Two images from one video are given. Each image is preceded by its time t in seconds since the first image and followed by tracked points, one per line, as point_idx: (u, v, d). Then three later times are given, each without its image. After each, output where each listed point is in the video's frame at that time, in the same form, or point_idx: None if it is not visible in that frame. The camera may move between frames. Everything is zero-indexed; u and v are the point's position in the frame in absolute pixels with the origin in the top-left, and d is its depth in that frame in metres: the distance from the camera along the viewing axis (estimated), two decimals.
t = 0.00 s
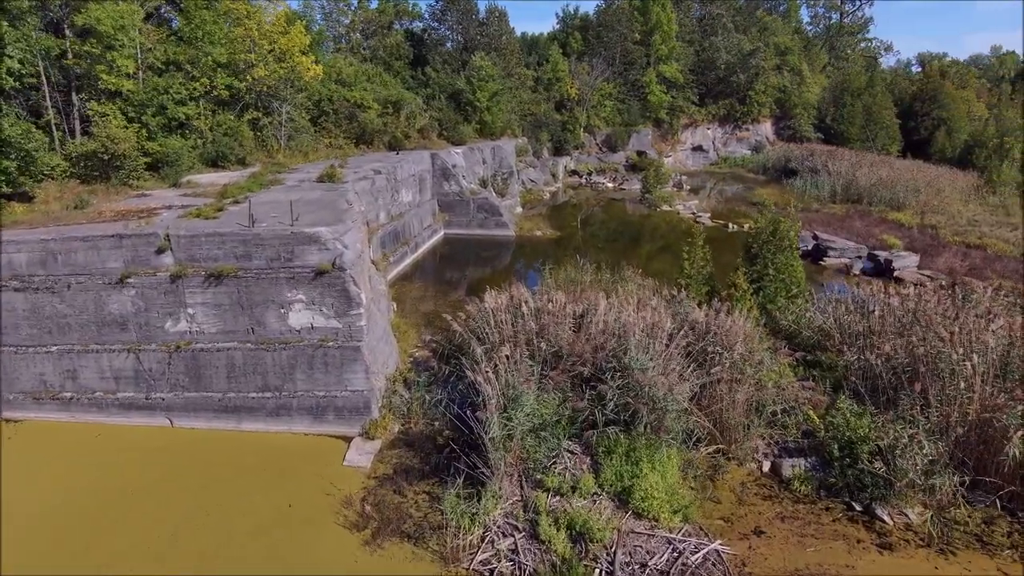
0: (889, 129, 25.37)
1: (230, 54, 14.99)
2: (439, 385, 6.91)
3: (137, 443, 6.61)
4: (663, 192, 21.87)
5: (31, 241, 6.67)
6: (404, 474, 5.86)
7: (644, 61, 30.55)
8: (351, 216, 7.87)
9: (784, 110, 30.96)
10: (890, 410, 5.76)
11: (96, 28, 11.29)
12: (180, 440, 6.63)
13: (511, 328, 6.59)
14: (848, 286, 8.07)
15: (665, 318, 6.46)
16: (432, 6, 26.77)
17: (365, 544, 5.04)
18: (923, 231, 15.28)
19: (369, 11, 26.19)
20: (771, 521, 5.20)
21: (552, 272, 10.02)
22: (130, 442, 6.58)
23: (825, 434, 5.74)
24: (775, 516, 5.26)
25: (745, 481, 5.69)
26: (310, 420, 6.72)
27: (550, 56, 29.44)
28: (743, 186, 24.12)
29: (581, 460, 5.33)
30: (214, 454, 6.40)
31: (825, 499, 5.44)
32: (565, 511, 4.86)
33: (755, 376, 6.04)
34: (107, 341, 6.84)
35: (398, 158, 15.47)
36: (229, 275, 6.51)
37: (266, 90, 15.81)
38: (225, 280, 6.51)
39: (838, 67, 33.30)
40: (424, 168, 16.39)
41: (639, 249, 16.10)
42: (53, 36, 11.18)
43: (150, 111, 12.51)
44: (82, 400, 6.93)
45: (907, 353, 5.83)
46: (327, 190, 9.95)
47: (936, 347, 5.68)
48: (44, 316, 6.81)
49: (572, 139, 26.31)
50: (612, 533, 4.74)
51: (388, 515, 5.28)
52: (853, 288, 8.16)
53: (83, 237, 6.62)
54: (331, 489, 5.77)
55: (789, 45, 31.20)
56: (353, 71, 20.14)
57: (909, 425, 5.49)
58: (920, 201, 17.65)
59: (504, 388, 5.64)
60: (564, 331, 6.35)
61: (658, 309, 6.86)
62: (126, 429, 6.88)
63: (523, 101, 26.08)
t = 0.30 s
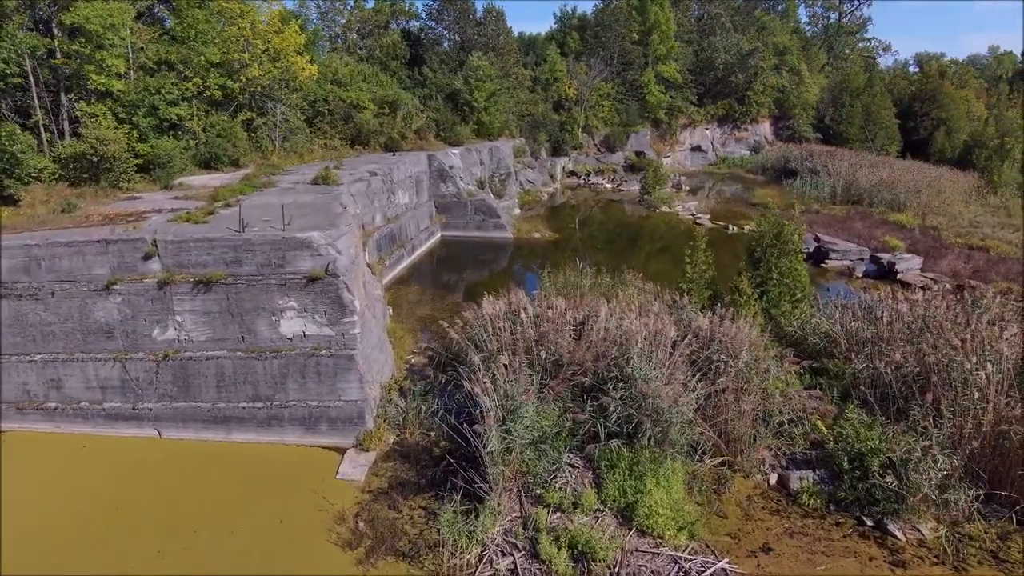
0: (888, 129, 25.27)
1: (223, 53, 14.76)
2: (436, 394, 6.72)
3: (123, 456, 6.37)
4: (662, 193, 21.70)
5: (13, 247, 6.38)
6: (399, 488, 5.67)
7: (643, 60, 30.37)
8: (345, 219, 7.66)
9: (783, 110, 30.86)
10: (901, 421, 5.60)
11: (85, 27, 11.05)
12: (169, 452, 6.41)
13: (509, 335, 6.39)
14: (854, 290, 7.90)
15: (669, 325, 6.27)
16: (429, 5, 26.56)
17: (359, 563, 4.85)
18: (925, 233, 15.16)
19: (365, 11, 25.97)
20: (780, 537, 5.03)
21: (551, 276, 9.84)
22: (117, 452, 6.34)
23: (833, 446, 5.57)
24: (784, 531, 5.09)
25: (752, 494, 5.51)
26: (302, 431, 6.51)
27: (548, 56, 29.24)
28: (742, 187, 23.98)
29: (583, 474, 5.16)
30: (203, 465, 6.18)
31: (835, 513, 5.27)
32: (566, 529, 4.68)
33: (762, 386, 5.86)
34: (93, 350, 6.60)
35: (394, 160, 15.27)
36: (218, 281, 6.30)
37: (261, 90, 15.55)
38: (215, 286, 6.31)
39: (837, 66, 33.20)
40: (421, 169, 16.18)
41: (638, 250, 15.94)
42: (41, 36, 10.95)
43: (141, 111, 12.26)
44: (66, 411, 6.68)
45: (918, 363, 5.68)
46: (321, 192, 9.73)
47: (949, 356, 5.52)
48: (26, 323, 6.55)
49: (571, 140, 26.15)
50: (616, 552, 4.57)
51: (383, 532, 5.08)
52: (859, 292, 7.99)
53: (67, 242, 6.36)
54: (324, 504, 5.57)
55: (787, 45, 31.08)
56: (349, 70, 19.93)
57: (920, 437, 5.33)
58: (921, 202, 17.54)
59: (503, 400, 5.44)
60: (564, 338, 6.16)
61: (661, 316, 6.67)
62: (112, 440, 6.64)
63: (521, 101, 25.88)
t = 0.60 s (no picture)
0: (889, 129, 25.15)
1: (217, 52, 14.57)
2: (433, 404, 6.53)
3: (110, 468, 6.16)
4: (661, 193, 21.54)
5: None
6: (395, 503, 5.48)
7: (642, 60, 30.21)
8: (340, 223, 7.45)
9: (783, 110, 30.73)
10: (914, 433, 5.42)
11: (74, 26, 10.84)
12: (159, 464, 6.20)
13: (509, 343, 6.22)
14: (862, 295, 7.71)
15: (673, 333, 6.09)
16: (427, 5, 26.38)
17: None
18: (928, 234, 15.01)
19: (363, 11, 25.78)
20: (789, 554, 4.85)
21: (551, 280, 9.66)
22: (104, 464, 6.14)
23: (843, 458, 5.40)
24: (793, 548, 4.91)
25: (759, 508, 5.34)
26: (295, 442, 6.32)
27: (546, 56, 29.06)
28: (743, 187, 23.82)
29: (585, 489, 4.98)
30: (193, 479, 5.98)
31: (846, 528, 5.09)
32: (569, 548, 4.50)
33: (769, 396, 5.68)
34: (80, 359, 6.39)
35: (392, 161, 15.09)
36: (208, 288, 6.10)
37: (256, 90, 15.34)
38: (205, 293, 6.11)
39: (837, 66, 33.10)
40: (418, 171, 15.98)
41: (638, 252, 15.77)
42: (30, 36, 10.78)
43: (133, 113, 12.06)
44: (52, 422, 6.46)
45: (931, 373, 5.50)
46: (317, 195, 9.54)
47: (963, 366, 5.35)
48: (11, 331, 6.33)
49: (570, 140, 26.00)
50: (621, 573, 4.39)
51: (377, 550, 4.89)
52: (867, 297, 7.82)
53: (53, 248, 6.15)
54: (317, 520, 5.38)
55: (787, 45, 30.94)
56: (346, 70, 19.75)
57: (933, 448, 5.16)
58: (923, 203, 17.39)
59: (503, 412, 5.25)
60: (565, 347, 5.97)
61: (665, 323, 6.49)
62: (99, 452, 6.43)
63: (520, 102, 25.68)
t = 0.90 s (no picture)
0: (891, 129, 25.00)
1: (213, 52, 14.37)
2: (431, 414, 6.36)
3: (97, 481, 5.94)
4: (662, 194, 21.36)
5: None
6: (392, 518, 5.30)
7: (642, 60, 30.04)
8: (336, 227, 7.25)
9: (784, 111, 30.58)
10: (930, 447, 5.24)
11: (65, 25, 10.65)
12: (148, 476, 6.00)
13: (509, 352, 6.04)
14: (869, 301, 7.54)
15: (678, 341, 5.91)
16: (426, 5, 26.18)
17: None
18: (932, 236, 14.86)
19: (361, 10, 25.56)
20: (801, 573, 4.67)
21: (552, 284, 9.47)
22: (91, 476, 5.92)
23: (856, 472, 5.22)
24: (804, 565, 4.74)
25: (769, 523, 5.16)
26: (289, 454, 6.13)
27: (546, 56, 28.81)
28: (744, 188, 23.66)
29: (589, 506, 4.80)
30: (184, 492, 5.78)
31: (858, 544, 4.92)
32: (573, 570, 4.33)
33: (778, 407, 5.51)
34: (67, 369, 6.18)
35: (390, 162, 14.88)
36: (198, 295, 5.90)
37: (252, 91, 15.15)
38: (195, 300, 5.92)
39: (837, 67, 32.97)
40: (417, 172, 15.78)
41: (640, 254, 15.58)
42: (20, 36, 10.62)
43: (125, 114, 11.83)
44: (38, 433, 6.24)
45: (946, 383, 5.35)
46: (313, 198, 9.34)
47: (980, 378, 5.19)
48: None
49: (569, 141, 25.84)
50: None
51: (373, 569, 4.70)
52: (874, 303, 7.65)
53: (37, 254, 5.93)
54: (311, 536, 5.19)
55: (788, 45, 30.80)
56: (344, 71, 19.56)
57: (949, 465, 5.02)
58: (927, 204, 17.23)
59: (503, 424, 5.06)
60: (567, 356, 5.80)
61: (670, 331, 6.30)
62: (87, 464, 6.22)
63: (519, 102, 25.37)
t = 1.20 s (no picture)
0: (894, 130, 24.82)
1: (209, 52, 14.19)
2: (430, 425, 6.18)
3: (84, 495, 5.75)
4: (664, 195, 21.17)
5: None
6: (389, 535, 5.11)
7: (643, 60, 29.84)
8: (332, 231, 7.05)
9: (785, 111, 30.42)
10: (947, 461, 5.06)
11: (57, 23, 10.49)
12: (137, 488, 5.81)
13: (511, 361, 5.86)
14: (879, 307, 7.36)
15: (685, 351, 5.72)
16: (426, 4, 25.98)
17: None
18: (937, 238, 14.69)
19: (360, 10, 25.33)
20: None
21: (553, 288, 9.28)
22: (77, 489, 5.72)
23: (870, 487, 5.04)
24: None
25: (779, 539, 4.97)
26: (283, 467, 5.94)
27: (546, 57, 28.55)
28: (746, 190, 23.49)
29: (593, 524, 4.61)
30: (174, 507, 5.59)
31: (873, 563, 4.74)
32: None
33: (788, 419, 5.33)
34: (54, 378, 5.98)
35: (389, 163, 14.68)
36: (190, 303, 5.71)
37: (249, 91, 14.97)
38: (186, 308, 5.73)
39: (839, 67, 32.81)
40: (416, 174, 15.59)
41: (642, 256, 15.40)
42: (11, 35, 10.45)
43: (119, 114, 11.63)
44: (23, 445, 6.04)
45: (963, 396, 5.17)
46: (310, 201, 9.14)
47: (999, 390, 5.01)
48: None
49: (570, 142, 25.67)
50: None
51: None
52: (884, 309, 7.47)
53: (23, 260, 5.73)
54: (304, 554, 5.00)
55: (790, 45, 30.63)
56: (343, 72, 19.40)
57: (968, 481, 4.84)
58: (931, 206, 17.06)
59: (504, 438, 4.87)
60: (570, 365, 5.61)
61: (676, 340, 6.12)
62: (74, 476, 6.02)
63: (518, 100, 24.88)
